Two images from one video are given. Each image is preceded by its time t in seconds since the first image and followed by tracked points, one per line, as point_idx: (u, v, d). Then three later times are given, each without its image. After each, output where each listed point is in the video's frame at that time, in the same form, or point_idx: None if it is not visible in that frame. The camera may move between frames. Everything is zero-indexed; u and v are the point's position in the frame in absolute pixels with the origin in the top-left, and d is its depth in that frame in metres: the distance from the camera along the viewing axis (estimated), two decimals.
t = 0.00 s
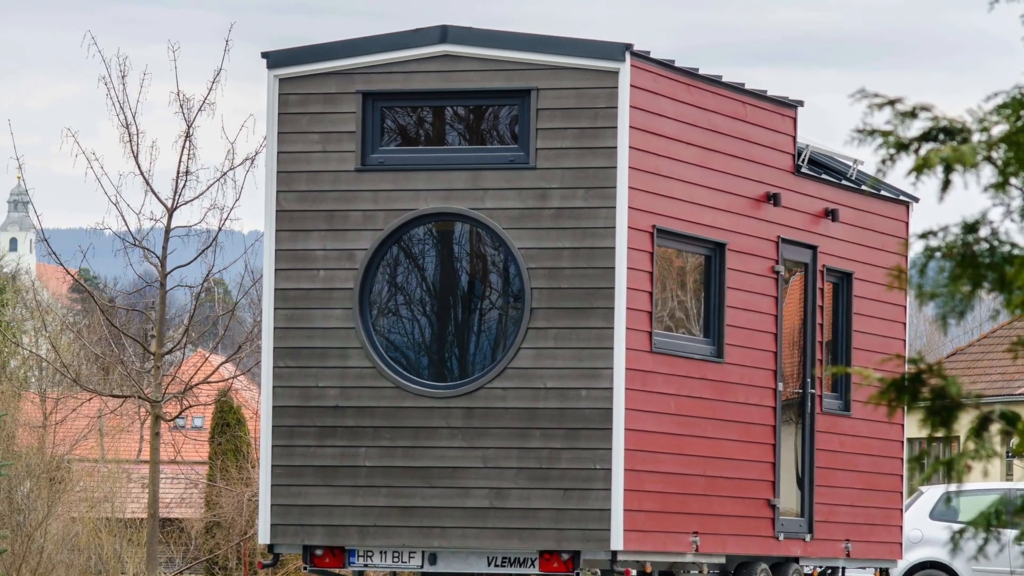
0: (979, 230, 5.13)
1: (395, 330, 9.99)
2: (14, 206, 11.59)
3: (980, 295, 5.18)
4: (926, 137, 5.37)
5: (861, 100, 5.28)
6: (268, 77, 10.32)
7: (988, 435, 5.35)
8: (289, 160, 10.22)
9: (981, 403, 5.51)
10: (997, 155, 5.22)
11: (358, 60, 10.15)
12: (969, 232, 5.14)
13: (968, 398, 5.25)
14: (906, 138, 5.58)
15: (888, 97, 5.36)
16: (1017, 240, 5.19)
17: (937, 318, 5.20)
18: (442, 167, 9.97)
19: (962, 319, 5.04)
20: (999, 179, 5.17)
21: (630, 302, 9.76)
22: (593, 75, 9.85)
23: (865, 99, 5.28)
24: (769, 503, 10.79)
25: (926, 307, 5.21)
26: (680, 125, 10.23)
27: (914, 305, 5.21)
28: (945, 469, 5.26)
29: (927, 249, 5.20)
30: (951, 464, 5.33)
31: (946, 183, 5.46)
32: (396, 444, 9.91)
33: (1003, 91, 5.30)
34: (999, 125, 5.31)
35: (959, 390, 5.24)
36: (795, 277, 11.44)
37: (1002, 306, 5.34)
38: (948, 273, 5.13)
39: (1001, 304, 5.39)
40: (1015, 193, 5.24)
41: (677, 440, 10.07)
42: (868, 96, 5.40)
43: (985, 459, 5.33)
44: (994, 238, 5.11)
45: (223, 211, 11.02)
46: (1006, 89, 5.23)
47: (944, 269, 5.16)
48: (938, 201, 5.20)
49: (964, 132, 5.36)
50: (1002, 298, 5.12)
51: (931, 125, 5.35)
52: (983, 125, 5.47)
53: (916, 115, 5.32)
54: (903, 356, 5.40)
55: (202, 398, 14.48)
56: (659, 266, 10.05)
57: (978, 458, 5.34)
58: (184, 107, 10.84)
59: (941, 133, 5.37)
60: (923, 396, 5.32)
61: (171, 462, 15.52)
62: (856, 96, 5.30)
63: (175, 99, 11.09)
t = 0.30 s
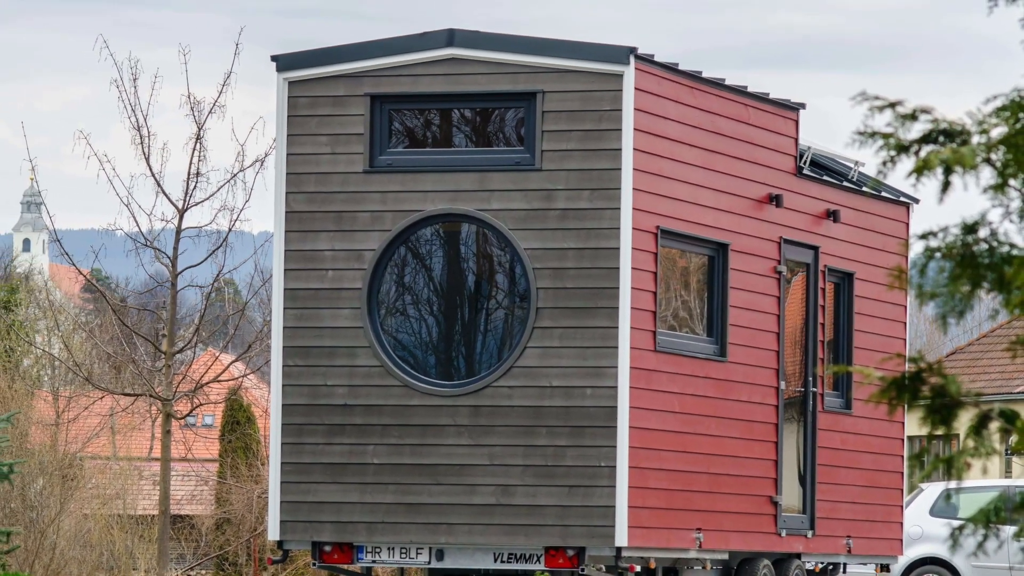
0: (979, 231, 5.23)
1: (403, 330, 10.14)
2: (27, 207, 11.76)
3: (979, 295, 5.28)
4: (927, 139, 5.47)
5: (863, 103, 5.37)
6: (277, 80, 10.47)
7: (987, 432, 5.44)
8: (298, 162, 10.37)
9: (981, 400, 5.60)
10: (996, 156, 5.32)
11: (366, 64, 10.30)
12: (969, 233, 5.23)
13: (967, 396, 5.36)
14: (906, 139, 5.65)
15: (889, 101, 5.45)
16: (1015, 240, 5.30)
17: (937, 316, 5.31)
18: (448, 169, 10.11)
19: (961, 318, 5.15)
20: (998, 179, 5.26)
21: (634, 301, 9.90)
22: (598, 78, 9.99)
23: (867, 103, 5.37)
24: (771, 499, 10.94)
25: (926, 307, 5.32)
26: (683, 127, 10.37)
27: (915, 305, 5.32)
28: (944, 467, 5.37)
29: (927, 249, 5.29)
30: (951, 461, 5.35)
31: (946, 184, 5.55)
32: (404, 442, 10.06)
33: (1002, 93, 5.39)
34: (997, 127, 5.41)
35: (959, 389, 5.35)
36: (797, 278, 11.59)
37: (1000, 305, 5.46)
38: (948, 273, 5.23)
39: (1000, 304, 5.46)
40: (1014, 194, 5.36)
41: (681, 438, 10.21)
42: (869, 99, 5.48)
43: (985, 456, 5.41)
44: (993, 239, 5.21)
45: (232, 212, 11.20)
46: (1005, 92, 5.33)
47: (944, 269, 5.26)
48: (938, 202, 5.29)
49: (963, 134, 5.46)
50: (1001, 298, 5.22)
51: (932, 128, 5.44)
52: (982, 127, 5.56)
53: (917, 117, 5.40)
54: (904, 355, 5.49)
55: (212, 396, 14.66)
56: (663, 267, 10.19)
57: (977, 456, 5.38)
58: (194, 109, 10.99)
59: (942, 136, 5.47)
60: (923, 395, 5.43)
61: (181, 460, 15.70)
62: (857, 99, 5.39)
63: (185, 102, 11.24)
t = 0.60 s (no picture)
0: (978, 232, 5.34)
1: (410, 329, 10.28)
2: (40, 208, 11.91)
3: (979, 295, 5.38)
4: (927, 142, 5.53)
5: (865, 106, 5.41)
6: (287, 83, 10.61)
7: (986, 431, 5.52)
8: (307, 164, 10.52)
9: (979, 399, 5.69)
10: (995, 159, 5.39)
11: (374, 67, 10.44)
12: (967, 233, 5.34)
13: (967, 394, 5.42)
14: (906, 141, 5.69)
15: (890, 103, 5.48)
16: (1012, 241, 5.40)
17: (937, 315, 5.41)
18: (455, 170, 10.25)
19: (960, 318, 5.25)
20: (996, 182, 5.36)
21: (638, 301, 10.03)
22: (603, 80, 10.13)
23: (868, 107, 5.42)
24: (773, 496, 11.10)
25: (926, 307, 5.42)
26: (687, 129, 10.51)
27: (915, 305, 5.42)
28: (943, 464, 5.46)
29: (927, 250, 5.38)
30: (950, 459, 5.44)
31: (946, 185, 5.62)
32: (412, 439, 10.20)
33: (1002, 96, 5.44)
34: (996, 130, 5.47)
35: (958, 387, 5.37)
36: (799, 278, 11.74)
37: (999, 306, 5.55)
38: (948, 273, 5.32)
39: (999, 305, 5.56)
40: (1013, 195, 5.42)
41: (684, 436, 10.35)
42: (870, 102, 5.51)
43: (984, 454, 5.50)
44: (992, 240, 5.30)
45: (242, 212, 11.35)
46: (1005, 95, 5.39)
47: (944, 269, 5.35)
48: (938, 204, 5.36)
49: (963, 136, 5.51)
50: (1000, 298, 5.32)
51: (932, 130, 5.50)
52: (980, 129, 5.62)
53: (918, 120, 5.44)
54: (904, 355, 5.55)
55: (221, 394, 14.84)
56: (666, 267, 10.33)
57: (976, 453, 5.46)
58: (205, 112, 11.16)
59: (941, 137, 5.53)
60: (923, 392, 5.47)
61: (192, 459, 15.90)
62: (859, 102, 5.42)
63: (196, 104, 11.39)
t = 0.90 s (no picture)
0: (977, 232, 5.35)
1: (418, 328, 10.43)
2: (52, 209, 12.09)
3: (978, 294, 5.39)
4: (926, 144, 5.52)
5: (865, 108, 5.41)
6: (295, 86, 10.76)
7: (986, 428, 5.48)
8: (316, 166, 10.67)
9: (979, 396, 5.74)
10: (994, 161, 5.43)
11: (382, 70, 10.59)
12: (967, 234, 5.36)
13: (968, 392, 5.36)
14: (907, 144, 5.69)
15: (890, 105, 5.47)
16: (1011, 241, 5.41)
17: (937, 314, 5.44)
18: (461, 171, 10.39)
19: (960, 318, 5.30)
20: (995, 184, 5.39)
21: (642, 301, 10.17)
22: (608, 83, 10.26)
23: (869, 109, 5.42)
24: (775, 493, 11.24)
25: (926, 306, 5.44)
26: (690, 131, 10.65)
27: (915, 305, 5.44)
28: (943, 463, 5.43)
29: (927, 250, 5.41)
30: (950, 457, 5.46)
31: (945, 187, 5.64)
32: (419, 437, 10.35)
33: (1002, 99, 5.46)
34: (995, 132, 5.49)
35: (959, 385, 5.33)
36: (801, 278, 11.89)
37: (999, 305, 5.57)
38: (948, 273, 5.36)
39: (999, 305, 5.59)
40: (1012, 197, 5.44)
41: (688, 434, 10.50)
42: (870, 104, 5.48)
43: (983, 452, 5.47)
44: (991, 240, 5.32)
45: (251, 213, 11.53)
46: (1004, 97, 5.40)
47: (943, 269, 5.38)
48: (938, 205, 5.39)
49: (963, 138, 5.51)
50: (999, 297, 5.33)
51: (931, 132, 5.51)
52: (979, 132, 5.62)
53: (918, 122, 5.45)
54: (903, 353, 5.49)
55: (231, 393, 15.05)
56: (670, 267, 10.47)
57: (976, 452, 5.47)
58: (215, 114, 11.32)
59: (941, 140, 5.52)
60: (925, 391, 5.39)
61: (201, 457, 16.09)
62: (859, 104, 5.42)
63: (206, 106, 11.56)
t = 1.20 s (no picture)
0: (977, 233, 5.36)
1: (425, 328, 10.58)
2: (64, 210, 12.26)
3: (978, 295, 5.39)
4: (926, 146, 5.56)
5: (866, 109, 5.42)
6: (304, 88, 10.91)
7: (985, 427, 5.55)
8: (325, 167, 10.82)
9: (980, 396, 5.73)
10: (993, 162, 5.42)
11: (390, 73, 10.73)
12: (967, 235, 5.37)
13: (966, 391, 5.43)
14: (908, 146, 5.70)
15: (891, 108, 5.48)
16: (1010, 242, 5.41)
17: (936, 314, 5.45)
18: (468, 173, 10.53)
19: (959, 318, 5.31)
20: (995, 185, 5.37)
21: (646, 300, 10.31)
22: (613, 86, 10.40)
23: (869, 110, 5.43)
24: (777, 490, 11.39)
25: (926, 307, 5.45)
26: (694, 133, 10.80)
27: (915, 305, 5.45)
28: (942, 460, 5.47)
29: (927, 250, 5.42)
30: (950, 454, 5.50)
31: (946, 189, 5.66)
32: (426, 435, 10.50)
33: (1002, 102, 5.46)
34: (995, 134, 5.49)
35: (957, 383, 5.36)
36: (803, 278, 12.03)
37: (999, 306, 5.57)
38: (948, 273, 5.35)
39: (999, 306, 5.56)
40: (1011, 198, 5.42)
41: (691, 432, 10.64)
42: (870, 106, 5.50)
43: (982, 450, 5.53)
44: (991, 241, 5.32)
45: (261, 214, 11.72)
46: (1003, 100, 5.41)
47: (943, 269, 5.37)
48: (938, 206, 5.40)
49: (963, 140, 5.52)
50: (998, 297, 5.33)
51: (931, 134, 5.54)
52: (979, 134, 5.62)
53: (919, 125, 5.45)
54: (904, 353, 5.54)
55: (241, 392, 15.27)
56: (674, 267, 10.62)
57: (976, 449, 5.53)
58: (225, 117, 11.48)
59: (941, 142, 5.54)
60: (924, 389, 5.47)
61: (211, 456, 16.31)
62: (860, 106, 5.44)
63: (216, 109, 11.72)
